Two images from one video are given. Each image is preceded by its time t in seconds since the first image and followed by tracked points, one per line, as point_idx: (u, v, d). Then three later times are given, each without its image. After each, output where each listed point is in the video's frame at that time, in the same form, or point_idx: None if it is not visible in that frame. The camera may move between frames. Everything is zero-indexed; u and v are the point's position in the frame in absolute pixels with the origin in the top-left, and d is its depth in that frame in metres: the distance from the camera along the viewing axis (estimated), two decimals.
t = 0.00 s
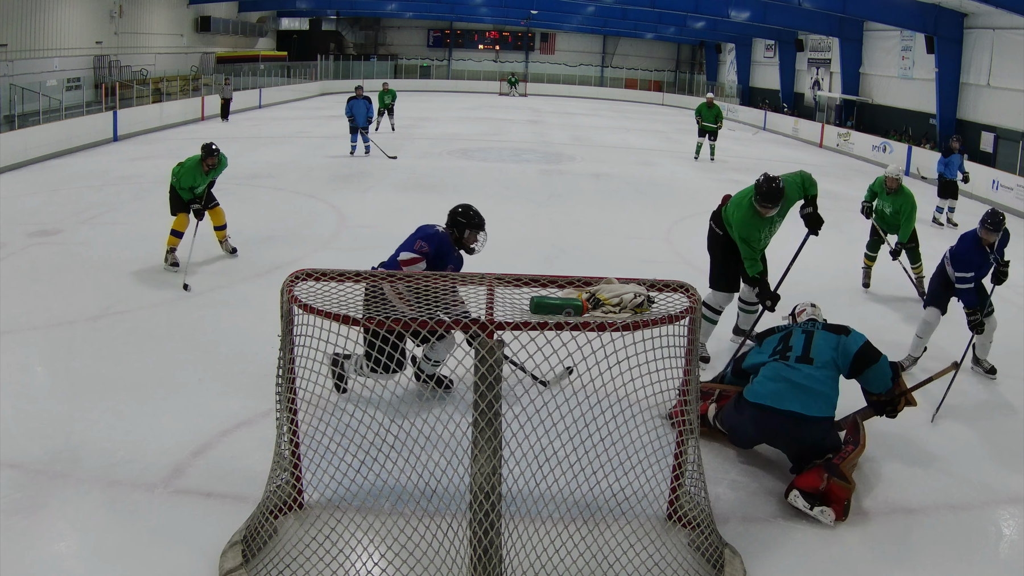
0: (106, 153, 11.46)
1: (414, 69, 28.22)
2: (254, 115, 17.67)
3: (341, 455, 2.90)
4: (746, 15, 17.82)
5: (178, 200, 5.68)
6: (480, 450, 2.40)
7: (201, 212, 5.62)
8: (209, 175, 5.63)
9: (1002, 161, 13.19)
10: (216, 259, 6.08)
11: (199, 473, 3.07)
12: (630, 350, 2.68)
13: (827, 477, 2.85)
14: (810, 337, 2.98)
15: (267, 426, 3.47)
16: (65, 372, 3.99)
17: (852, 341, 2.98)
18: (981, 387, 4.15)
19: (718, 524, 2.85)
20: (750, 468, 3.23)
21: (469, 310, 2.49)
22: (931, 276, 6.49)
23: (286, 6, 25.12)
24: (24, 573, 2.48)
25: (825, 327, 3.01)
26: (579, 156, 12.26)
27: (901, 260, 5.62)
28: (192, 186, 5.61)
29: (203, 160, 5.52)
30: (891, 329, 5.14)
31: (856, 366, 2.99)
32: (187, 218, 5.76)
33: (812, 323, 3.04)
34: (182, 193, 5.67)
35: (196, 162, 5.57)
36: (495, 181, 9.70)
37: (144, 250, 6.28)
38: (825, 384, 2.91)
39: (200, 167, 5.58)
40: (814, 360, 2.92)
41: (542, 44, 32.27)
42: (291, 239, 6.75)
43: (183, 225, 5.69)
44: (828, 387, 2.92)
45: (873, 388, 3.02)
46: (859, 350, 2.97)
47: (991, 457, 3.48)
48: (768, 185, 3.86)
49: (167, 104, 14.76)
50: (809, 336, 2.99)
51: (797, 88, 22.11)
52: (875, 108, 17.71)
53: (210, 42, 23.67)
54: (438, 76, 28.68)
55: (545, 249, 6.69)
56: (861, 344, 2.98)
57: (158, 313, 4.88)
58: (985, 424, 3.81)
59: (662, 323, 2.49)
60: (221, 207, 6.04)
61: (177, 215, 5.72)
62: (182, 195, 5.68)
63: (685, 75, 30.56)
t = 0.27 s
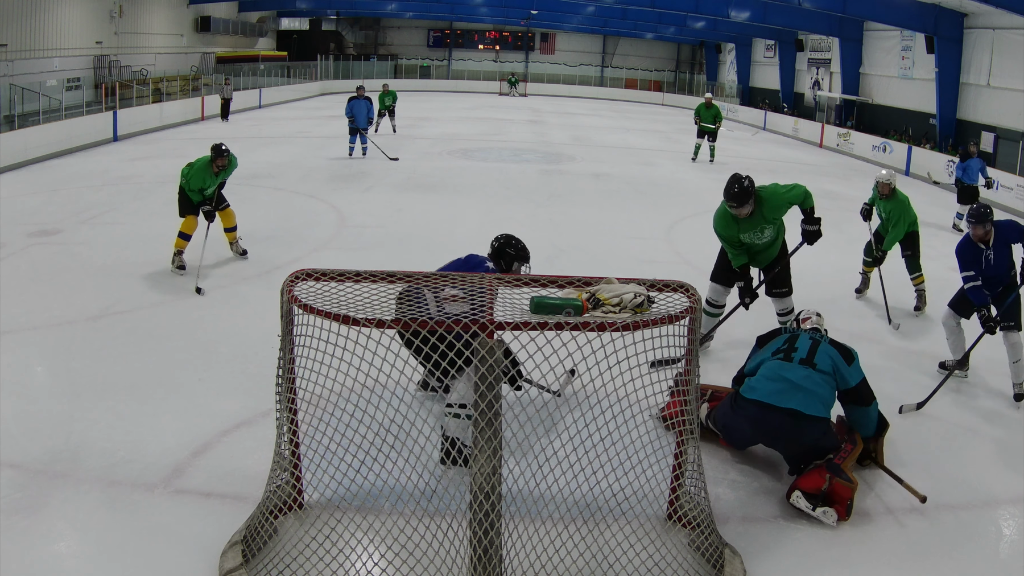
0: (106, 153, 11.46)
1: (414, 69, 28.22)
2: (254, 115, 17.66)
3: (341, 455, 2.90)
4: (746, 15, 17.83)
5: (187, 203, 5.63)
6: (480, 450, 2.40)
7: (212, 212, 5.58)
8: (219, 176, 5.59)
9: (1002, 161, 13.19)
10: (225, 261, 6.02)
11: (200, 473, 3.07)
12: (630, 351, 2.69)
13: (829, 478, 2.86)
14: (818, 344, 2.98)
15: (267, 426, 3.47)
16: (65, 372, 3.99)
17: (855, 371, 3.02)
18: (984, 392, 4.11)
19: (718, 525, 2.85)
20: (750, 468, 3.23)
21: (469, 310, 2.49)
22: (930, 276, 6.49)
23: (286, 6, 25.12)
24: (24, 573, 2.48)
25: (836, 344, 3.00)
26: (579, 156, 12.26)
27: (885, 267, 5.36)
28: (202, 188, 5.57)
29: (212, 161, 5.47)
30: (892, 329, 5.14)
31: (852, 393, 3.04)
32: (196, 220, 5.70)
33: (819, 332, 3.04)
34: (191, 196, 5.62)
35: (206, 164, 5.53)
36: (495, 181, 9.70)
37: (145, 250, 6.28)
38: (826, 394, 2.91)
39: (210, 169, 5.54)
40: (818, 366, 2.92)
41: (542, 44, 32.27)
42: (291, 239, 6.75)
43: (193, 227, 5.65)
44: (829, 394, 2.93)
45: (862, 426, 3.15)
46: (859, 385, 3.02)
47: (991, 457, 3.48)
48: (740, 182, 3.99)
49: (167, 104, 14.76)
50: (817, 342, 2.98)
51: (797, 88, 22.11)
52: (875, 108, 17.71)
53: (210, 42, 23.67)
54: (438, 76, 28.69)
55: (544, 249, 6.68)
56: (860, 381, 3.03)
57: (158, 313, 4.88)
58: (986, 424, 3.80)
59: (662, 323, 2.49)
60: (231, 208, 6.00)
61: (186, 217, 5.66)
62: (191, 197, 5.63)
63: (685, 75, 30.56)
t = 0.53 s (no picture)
0: (105, 153, 11.45)
1: (414, 69, 28.21)
2: (254, 115, 17.66)
3: (341, 455, 2.90)
4: (746, 14, 17.83)
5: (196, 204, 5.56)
6: (480, 450, 2.40)
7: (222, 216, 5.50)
8: (228, 179, 5.50)
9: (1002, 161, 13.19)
10: (235, 264, 5.95)
11: (200, 473, 3.07)
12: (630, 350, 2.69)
13: (826, 476, 2.85)
14: (814, 343, 2.95)
15: (268, 425, 3.47)
16: (65, 371, 3.99)
17: (853, 364, 2.99)
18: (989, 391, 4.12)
19: (718, 524, 2.85)
20: (749, 468, 3.23)
21: (469, 308, 2.49)
22: (930, 276, 6.49)
23: (287, 6, 25.11)
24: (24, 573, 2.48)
25: (832, 339, 2.97)
26: (579, 156, 12.27)
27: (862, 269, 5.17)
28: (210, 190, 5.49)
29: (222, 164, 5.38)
30: (891, 330, 5.14)
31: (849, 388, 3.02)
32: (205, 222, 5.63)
33: (815, 329, 3.00)
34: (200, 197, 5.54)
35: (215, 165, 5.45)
36: (495, 181, 9.70)
37: (146, 250, 6.30)
38: (823, 394, 2.89)
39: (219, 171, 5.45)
40: (814, 366, 2.90)
41: (543, 44, 32.27)
42: (291, 239, 6.76)
43: (202, 229, 5.58)
44: (826, 393, 2.91)
45: (861, 420, 3.15)
46: (856, 379, 3.00)
47: (991, 457, 3.48)
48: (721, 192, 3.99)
49: (167, 104, 14.76)
50: (812, 341, 2.95)
51: (797, 88, 22.11)
52: (875, 108, 17.71)
53: (210, 42, 23.67)
54: (438, 76, 28.69)
55: (545, 249, 6.69)
56: (857, 374, 3.00)
57: (158, 313, 4.88)
58: (985, 424, 3.80)
59: (662, 324, 2.48)
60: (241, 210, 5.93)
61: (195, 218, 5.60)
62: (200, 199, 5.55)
63: (685, 75, 30.57)
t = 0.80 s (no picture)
0: (105, 153, 11.45)
1: (414, 69, 28.20)
2: (254, 115, 17.66)
3: (341, 454, 2.90)
4: (746, 14, 17.84)
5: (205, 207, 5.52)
6: (480, 450, 2.40)
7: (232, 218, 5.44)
8: (237, 181, 5.45)
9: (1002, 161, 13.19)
10: (246, 266, 5.92)
11: (200, 473, 3.07)
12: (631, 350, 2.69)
13: (822, 478, 2.85)
14: (813, 353, 2.98)
15: (267, 425, 3.47)
16: (65, 372, 3.99)
17: (856, 375, 2.98)
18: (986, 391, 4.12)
19: (719, 524, 2.85)
20: (749, 468, 3.23)
21: (470, 308, 2.49)
22: (930, 276, 6.49)
23: (287, 6, 25.11)
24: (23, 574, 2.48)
25: (834, 351, 2.98)
26: (579, 156, 12.27)
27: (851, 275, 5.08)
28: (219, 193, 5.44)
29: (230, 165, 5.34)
30: (891, 330, 5.14)
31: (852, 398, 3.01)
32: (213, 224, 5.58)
33: (819, 340, 3.03)
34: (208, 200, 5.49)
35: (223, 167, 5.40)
36: (495, 182, 9.70)
37: (146, 250, 6.30)
38: (818, 405, 2.91)
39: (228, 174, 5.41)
40: (809, 375, 2.93)
41: (543, 44, 32.26)
42: (292, 239, 6.76)
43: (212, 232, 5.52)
44: (822, 402, 2.92)
45: (868, 427, 3.11)
46: (859, 391, 2.99)
47: (991, 458, 3.48)
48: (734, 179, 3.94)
49: (167, 104, 14.75)
50: (812, 351, 2.99)
51: (797, 88, 22.11)
52: (875, 108, 17.71)
53: (210, 42, 23.67)
54: (438, 76, 28.69)
55: (545, 249, 6.69)
56: (861, 384, 2.99)
57: (158, 313, 4.88)
58: (985, 424, 3.80)
59: (662, 324, 2.48)
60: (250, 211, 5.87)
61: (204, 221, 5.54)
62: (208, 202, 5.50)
63: (685, 75, 30.57)
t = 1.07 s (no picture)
0: (105, 153, 11.45)
1: (414, 69, 28.19)
2: (254, 115, 17.66)
3: (341, 455, 2.90)
4: (746, 14, 17.84)
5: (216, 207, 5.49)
6: (480, 450, 2.40)
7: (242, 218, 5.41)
8: (245, 180, 5.41)
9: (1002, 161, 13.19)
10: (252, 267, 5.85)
11: (200, 473, 3.07)
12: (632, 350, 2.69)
13: (811, 477, 2.84)
14: (824, 354, 3.01)
15: (268, 425, 3.47)
16: (65, 372, 3.99)
17: (866, 382, 2.99)
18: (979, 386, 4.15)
19: (718, 524, 2.85)
20: (749, 468, 3.23)
21: (470, 308, 2.49)
22: (930, 276, 6.49)
23: (287, 6, 25.11)
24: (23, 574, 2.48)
25: (845, 355, 3.00)
26: (579, 156, 12.27)
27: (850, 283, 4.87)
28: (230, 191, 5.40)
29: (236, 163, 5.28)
30: (892, 331, 5.13)
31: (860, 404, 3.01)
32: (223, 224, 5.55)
33: (833, 342, 3.06)
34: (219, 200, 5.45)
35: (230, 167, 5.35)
36: (495, 182, 9.70)
37: (147, 249, 6.30)
38: (817, 400, 2.92)
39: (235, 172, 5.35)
40: (814, 374, 2.96)
41: (543, 44, 32.25)
42: (292, 239, 6.76)
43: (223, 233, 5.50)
44: (823, 399, 2.94)
45: (877, 433, 3.10)
46: (868, 398, 2.98)
47: (991, 458, 3.48)
48: (782, 179, 3.84)
49: (167, 104, 14.75)
50: (823, 352, 3.02)
51: (797, 88, 22.11)
52: (875, 108, 17.71)
53: (210, 42, 23.67)
54: (438, 76, 28.69)
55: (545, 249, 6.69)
56: (870, 392, 2.99)
57: (158, 313, 4.88)
58: (986, 424, 3.80)
59: (663, 323, 2.48)
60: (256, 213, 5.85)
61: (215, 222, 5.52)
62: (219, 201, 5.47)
63: (685, 75, 30.57)
